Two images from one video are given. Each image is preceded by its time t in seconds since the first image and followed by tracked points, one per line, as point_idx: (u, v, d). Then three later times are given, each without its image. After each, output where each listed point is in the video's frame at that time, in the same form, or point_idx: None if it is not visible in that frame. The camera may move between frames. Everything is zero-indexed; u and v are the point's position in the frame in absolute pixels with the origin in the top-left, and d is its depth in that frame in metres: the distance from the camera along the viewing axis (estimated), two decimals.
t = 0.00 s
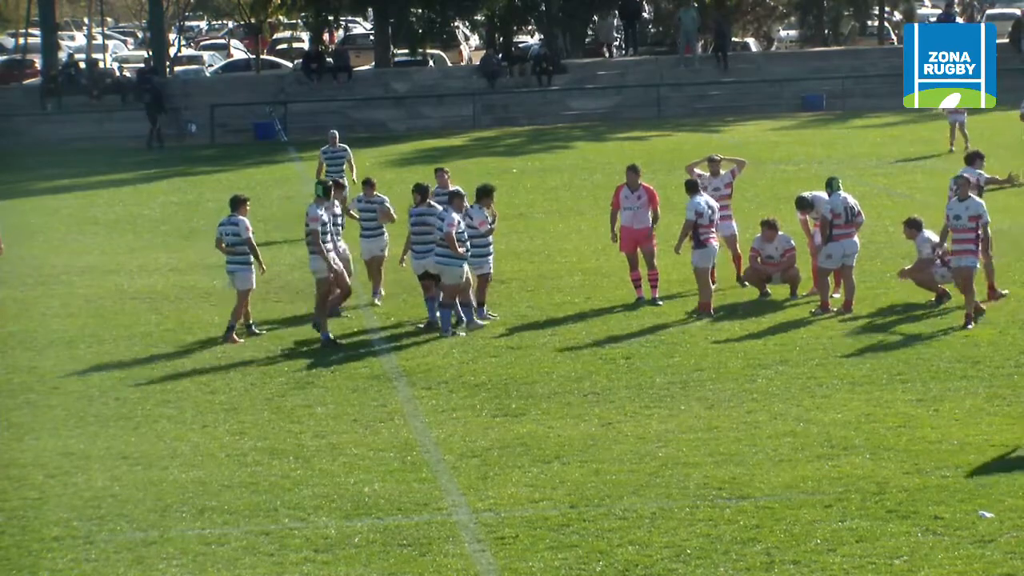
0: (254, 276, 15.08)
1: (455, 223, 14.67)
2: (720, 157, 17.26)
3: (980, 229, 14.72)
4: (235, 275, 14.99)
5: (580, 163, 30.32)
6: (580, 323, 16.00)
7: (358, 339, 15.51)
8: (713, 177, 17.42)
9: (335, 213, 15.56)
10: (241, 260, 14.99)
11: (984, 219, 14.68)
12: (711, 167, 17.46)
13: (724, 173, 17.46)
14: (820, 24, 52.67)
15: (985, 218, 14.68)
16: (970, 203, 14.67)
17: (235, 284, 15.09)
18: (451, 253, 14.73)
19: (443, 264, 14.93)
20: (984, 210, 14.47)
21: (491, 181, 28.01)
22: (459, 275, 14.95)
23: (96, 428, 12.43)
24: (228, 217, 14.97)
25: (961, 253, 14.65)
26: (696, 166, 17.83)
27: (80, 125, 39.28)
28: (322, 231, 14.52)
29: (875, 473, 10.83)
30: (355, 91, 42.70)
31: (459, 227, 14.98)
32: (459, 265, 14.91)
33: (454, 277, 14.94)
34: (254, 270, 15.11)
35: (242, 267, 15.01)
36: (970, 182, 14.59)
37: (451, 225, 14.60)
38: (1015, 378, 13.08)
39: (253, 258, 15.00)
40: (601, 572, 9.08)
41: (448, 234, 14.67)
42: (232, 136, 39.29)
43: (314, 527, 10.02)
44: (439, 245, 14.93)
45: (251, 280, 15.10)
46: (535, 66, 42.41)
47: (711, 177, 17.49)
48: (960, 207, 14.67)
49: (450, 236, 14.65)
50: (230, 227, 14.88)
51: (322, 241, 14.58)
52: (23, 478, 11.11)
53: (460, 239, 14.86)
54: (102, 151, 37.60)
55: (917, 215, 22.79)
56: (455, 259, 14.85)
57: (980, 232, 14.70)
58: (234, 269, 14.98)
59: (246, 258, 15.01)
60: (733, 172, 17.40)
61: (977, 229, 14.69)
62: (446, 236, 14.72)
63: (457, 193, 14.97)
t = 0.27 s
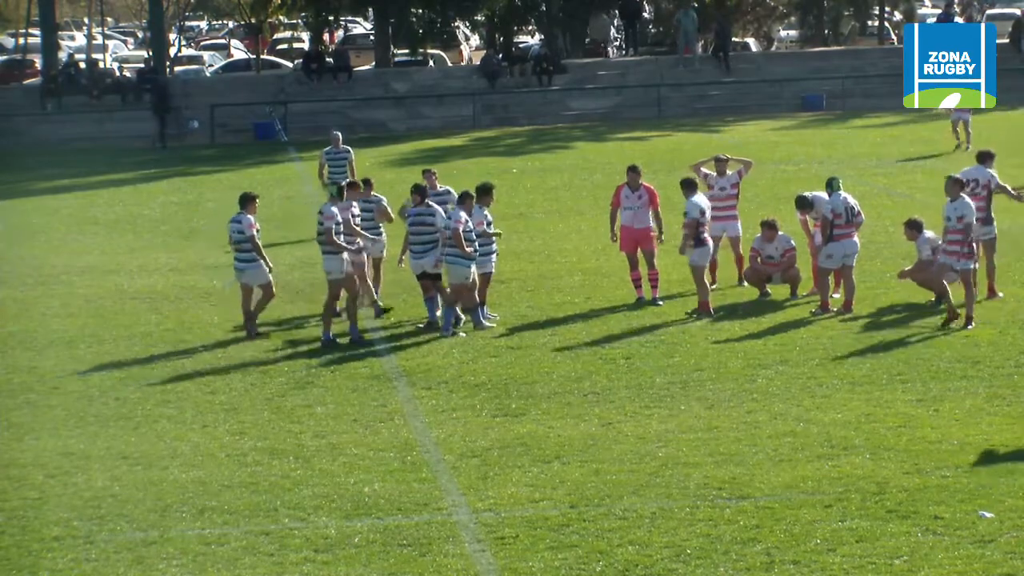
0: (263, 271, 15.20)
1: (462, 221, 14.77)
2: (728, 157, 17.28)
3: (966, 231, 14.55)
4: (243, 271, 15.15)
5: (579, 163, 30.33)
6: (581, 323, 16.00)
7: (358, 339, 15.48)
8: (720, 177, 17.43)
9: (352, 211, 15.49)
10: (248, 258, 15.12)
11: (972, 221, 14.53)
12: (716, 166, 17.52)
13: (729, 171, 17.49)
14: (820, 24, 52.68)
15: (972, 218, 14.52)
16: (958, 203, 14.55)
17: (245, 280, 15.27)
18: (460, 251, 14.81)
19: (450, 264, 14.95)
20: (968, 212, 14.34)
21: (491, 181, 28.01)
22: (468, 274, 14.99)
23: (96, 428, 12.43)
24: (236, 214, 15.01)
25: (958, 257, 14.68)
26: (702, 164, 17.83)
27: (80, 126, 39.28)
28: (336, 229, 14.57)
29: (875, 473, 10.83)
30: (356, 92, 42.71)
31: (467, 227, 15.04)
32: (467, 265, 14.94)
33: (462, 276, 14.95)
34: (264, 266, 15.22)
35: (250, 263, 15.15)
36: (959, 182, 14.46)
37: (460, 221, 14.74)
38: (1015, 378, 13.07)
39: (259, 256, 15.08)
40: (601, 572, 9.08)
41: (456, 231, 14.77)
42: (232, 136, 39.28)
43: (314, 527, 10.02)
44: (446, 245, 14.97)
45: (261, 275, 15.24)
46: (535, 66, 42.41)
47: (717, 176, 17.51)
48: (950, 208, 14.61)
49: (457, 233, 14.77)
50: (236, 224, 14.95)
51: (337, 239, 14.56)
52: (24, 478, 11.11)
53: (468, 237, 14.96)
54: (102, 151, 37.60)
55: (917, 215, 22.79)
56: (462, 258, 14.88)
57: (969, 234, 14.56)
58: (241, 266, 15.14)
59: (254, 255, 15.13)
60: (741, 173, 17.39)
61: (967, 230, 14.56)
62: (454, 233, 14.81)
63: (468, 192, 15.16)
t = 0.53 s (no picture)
0: (271, 273, 15.19)
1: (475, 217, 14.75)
2: (736, 157, 17.27)
3: (950, 231, 14.53)
4: (251, 272, 15.15)
5: (579, 164, 30.33)
6: (581, 323, 16.00)
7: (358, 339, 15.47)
8: (727, 177, 17.43)
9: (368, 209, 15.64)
10: (257, 258, 15.12)
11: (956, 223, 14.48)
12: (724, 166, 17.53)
13: (737, 172, 17.49)
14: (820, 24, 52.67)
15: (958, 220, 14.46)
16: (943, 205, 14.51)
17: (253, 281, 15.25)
18: (471, 247, 14.76)
19: (461, 260, 14.87)
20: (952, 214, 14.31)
21: (491, 181, 28.01)
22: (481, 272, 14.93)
23: (96, 428, 12.43)
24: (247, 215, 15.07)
25: (949, 259, 14.74)
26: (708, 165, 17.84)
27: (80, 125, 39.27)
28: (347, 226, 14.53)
29: (875, 473, 10.84)
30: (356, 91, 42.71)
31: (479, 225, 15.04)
32: (478, 262, 14.88)
33: (474, 273, 14.86)
34: (272, 268, 15.21)
35: (259, 264, 15.16)
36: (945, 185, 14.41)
37: (473, 217, 14.73)
38: (1015, 378, 13.07)
39: (267, 256, 15.08)
40: (601, 572, 9.08)
41: (469, 226, 14.73)
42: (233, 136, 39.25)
43: (314, 527, 10.02)
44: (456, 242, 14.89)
45: (269, 277, 15.22)
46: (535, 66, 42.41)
47: (725, 176, 17.52)
48: (938, 210, 14.55)
49: (470, 228, 14.71)
50: (246, 223, 15.04)
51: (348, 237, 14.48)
52: (23, 478, 11.11)
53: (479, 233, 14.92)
54: (102, 151, 37.59)
55: (917, 215, 22.79)
56: (473, 254, 14.80)
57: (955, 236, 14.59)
58: (249, 266, 15.15)
59: (261, 256, 15.12)
60: (747, 173, 17.38)
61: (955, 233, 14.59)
62: (465, 229, 14.77)
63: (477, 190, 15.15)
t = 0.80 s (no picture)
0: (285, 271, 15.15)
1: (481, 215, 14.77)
2: (739, 156, 17.28)
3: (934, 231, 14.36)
4: (265, 271, 15.12)
5: (579, 164, 30.33)
6: (581, 323, 16.00)
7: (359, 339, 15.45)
8: (730, 175, 17.46)
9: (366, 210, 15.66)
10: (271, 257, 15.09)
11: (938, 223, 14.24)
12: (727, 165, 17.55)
13: (739, 172, 17.51)
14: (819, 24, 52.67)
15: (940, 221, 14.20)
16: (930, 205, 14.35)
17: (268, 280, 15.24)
18: (478, 245, 14.87)
19: (469, 260, 15.00)
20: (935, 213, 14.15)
21: (491, 182, 28.01)
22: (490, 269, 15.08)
23: (96, 428, 12.43)
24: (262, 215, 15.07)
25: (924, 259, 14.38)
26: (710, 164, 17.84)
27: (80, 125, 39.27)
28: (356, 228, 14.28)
29: (875, 473, 10.84)
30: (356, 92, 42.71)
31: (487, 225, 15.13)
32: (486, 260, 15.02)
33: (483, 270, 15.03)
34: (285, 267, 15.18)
35: (272, 263, 15.11)
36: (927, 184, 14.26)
37: (478, 215, 14.68)
38: (1015, 378, 13.06)
39: (281, 256, 15.06)
40: (602, 572, 9.08)
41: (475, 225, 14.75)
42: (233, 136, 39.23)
43: (314, 527, 10.02)
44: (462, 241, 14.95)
45: (283, 276, 15.20)
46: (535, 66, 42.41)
47: (728, 176, 17.54)
48: (919, 210, 14.29)
49: (475, 227, 14.73)
50: (260, 223, 14.99)
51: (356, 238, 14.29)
52: (24, 478, 11.11)
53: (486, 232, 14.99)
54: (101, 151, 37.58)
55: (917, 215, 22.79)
56: (481, 252, 14.95)
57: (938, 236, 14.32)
58: (264, 265, 15.13)
59: (276, 255, 15.09)
60: (750, 173, 17.40)
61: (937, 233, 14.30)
62: (471, 228, 14.79)
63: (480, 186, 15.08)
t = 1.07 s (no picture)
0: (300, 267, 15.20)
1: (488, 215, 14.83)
2: (737, 155, 17.22)
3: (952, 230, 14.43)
4: (280, 267, 15.19)
5: (579, 164, 30.33)
6: (580, 323, 16.01)
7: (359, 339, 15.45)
8: (727, 175, 17.40)
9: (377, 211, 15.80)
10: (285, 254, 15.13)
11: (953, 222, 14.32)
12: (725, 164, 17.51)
13: (738, 172, 17.49)
14: (820, 24, 52.66)
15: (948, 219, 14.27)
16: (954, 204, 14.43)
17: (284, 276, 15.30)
18: (486, 245, 14.93)
19: (475, 260, 15.01)
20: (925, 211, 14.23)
21: (491, 182, 28.00)
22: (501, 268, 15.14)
23: (96, 428, 12.43)
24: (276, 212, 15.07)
25: (911, 258, 14.26)
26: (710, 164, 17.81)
27: (81, 125, 39.26)
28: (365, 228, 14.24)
29: (874, 473, 10.85)
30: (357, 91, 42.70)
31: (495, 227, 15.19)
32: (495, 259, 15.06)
33: (492, 270, 15.07)
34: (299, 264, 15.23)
35: (288, 260, 15.17)
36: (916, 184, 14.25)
37: (485, 215, 14.74)
38: (1015, 378, 13.06)
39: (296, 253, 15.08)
40: (602, 572, 9.08)
41: (482, 225, 14.81)
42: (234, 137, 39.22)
43: (314, 527, 10.02)
44: (467, 241, 14.97)
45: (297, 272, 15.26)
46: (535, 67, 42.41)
47: (725, 175, 17.50)
48: (907, 210, 14.40)
49: (484, 227, 14.79)
50: (274, 220, 14.95)
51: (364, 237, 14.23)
52: (24, 478, 11.11)
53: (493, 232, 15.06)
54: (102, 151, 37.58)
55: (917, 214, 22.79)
56: (488, 251, 14.97)
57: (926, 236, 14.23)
58: (279, 263, 15.20)
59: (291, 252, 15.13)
60: (748, 172, 17.34)
61: (921, 233, 14.24)
62: (478, 228, 14.84)
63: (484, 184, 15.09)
